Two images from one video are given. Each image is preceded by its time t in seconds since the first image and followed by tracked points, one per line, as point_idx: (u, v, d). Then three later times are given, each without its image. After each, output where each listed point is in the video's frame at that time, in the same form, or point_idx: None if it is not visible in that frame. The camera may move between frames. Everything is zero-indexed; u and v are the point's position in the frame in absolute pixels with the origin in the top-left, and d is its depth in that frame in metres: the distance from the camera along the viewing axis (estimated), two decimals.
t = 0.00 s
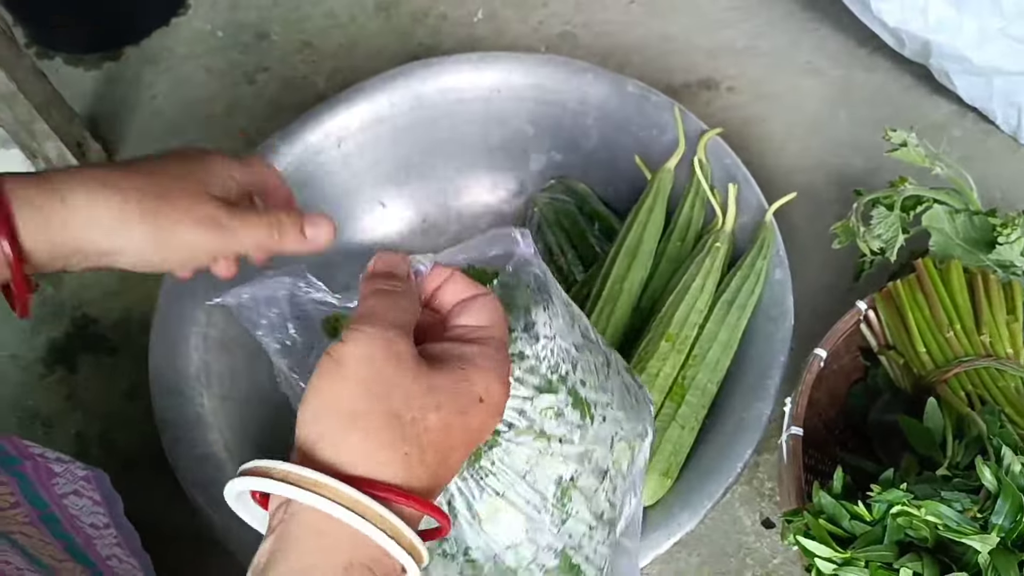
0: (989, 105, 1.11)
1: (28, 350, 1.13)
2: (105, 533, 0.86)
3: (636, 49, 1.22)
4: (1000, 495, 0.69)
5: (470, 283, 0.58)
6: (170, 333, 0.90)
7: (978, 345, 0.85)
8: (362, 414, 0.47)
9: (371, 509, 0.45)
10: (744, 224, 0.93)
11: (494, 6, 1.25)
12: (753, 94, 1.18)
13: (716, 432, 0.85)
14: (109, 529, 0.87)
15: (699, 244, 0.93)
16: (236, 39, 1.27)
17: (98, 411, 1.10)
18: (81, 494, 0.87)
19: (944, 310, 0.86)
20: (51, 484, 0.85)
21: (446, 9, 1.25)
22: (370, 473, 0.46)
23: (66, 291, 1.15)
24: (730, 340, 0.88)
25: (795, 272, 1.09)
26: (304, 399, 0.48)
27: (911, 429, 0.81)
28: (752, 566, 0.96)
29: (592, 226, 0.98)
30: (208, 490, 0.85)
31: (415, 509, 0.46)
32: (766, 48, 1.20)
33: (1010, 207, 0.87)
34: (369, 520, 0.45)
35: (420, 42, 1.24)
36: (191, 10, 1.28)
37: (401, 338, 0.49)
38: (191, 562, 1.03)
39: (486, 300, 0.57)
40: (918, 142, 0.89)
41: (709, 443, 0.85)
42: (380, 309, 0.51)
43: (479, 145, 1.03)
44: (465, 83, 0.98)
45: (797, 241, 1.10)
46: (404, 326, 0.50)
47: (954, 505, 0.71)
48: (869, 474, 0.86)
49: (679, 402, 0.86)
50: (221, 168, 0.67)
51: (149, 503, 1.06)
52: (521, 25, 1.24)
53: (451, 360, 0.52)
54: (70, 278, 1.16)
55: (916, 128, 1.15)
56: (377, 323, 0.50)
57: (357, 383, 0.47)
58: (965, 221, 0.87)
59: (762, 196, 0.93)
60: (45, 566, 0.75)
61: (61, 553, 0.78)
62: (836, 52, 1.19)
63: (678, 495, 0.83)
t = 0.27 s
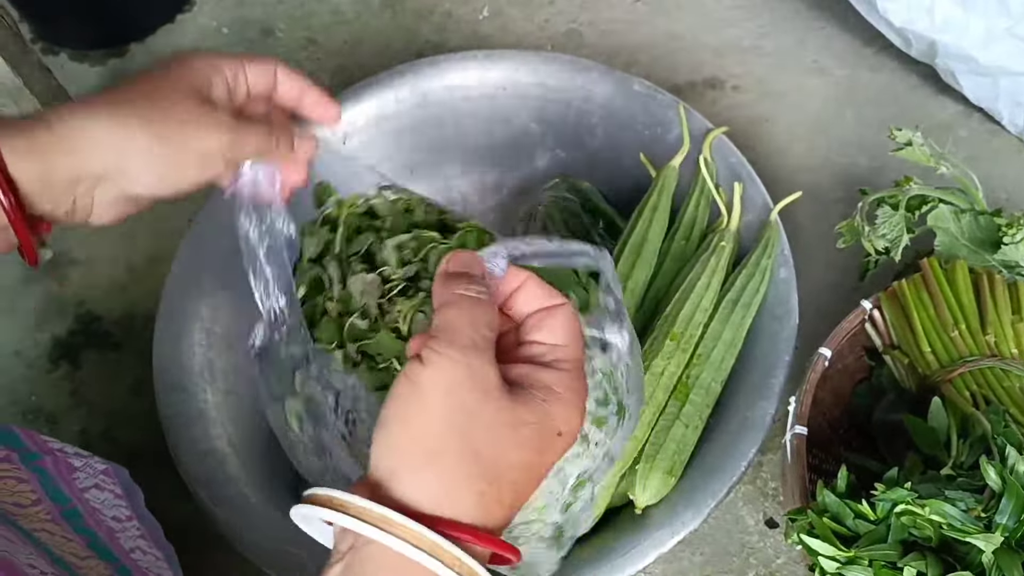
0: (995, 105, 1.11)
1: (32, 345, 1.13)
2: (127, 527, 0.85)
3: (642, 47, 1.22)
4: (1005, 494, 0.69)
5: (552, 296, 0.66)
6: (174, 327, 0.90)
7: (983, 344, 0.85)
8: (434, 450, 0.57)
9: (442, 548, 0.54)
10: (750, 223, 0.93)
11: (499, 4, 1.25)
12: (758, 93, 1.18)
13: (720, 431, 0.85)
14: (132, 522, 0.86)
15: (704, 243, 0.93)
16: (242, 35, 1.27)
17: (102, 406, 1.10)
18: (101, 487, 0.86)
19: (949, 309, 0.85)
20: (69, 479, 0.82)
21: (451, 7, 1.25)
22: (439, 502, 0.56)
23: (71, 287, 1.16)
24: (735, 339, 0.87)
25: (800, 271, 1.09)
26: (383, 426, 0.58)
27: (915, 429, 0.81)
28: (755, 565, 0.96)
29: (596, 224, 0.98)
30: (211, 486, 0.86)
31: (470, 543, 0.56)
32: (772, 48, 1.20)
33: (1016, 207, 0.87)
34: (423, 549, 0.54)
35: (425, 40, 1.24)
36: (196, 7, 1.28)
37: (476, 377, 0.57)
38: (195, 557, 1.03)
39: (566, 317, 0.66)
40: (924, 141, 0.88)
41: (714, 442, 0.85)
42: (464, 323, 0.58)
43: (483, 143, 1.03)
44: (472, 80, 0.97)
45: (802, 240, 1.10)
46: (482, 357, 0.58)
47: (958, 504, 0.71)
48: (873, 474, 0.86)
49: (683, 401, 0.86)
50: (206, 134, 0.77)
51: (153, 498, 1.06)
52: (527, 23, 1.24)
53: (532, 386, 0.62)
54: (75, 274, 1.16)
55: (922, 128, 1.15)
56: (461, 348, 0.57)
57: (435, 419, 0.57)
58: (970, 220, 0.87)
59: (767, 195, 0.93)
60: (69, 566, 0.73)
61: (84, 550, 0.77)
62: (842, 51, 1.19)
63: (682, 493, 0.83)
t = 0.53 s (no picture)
0: (1000, 103, 1.11)
1: (35, 340, 1.13)
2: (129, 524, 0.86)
3: (646, 44, 1.21)
4: (1009, 491, 0.68)
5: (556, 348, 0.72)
6: (177, 321, 0.90)
7: (987, 342, 0.84)
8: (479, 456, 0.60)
9: (516, 549, 0.56)
10: (754, 220, 0.92)
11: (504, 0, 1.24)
12: (763, 90, 1.18)
13: (722, 428, 0.85)
14: (134, 519, 0.87)
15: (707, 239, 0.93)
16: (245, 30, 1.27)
17: (105, 400, 1.10)
18: (105, 484, 0.86)
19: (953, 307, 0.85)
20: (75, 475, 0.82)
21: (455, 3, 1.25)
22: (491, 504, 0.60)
23: (74, 281, 1.15)
24: (738, 335, 0.87)
25: (803, 269, 1.08)
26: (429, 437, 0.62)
27: (918, 426, 0.80)
28: (757, 563, 0.96)
29: (600, 222, 0.98)
30: (212, 480, 0.85)
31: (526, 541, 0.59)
32: (776, 45, 1.20)
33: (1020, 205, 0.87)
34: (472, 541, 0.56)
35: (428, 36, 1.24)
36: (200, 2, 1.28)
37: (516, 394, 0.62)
38: (196, 552, 1.03)
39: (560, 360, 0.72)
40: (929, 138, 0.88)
41: (716, 438, 0.84)
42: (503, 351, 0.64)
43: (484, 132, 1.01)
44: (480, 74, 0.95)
45: (806, 237, 1.10)
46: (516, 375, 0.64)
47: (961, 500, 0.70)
48: (876, 471, 0.86)
49: (685, 397, 0.86)
50: None
51: (155, 493, 1.06)
52: (531, 19, 1.23)
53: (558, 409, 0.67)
54: (78, 268, 1.16)
55: (927, 126, 1.14)
56: (502, 368, 0.63)
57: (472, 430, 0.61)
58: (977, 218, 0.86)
59: (771, 192, 0.93)
60: (73, 561, 0.72)
61: (87, 545, 0.76)
62: (847, 49, 1.19)
63: (684, 489, 0.82)
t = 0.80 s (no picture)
0: (1001, 107, 1.11)
1: (36, 337, 1.13)
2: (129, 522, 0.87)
3: (647, 45, 1.21)
4: (1005, 495, 0.69)
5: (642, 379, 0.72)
6: (177, 318, 0.90)
7: (986, 345, 0.84)
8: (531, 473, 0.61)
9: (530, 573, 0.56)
10: (754, 222, 0.93)
11: None
12: (764, 92, 1.18)
13: (720, 430, 0.85)
14: (133, 518, 0.88)
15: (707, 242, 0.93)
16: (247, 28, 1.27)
17: (105, 398, 1.10)
18: (104, 483, 0.86)
19: (952, 310, 0.85)
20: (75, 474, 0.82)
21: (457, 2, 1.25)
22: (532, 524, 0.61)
23: (75, 279, 1.16)
24: (737, 337, 0.87)
25: (803, 270, 1.09)
26: (487, 445, 0.63)
27: (917, 430, 0.81)
28: (755, 564, 0.96)
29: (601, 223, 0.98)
30: (210, 477, 0.86)
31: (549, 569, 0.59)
32: (778, 47, 1.20)
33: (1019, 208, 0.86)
34: (510, 555, 0.56)
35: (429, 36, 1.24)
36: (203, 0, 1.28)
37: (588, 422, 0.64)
38: (196, 550, 1.04)
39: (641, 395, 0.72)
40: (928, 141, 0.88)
41: (714, 440, 0.85)
42: (585, 378, 0.66)
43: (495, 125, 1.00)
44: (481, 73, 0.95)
45: (806, 239, 1.10)
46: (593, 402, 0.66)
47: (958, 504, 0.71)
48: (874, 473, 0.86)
49: (684, 399, 0.87)
50: None
51: (155, 491, 1.06)
52: (533, 19, 1.24)
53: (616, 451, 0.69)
54: (79, 266, 1.16)
55: (927, 129, 1.14)
56: (580, 393, 0.65)
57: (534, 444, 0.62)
58: (975, 221, 0.86)
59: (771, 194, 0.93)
60: (75, 559, 0.73)
61: (87, 545, 0.77)
62: (848, 51, 1.19)
63: (683, 490, 0.83)
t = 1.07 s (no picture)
0: (1002, 111, 1.11)
1: (40, 338, 1.14)
2: (130, 522, 0.87)
3: (650, 47, 1.22)
4: (1005, 499, 0.69)
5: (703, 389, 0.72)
6: (181, 320, 0.91)
7: (986, 349, 0.85)
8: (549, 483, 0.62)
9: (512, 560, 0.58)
10: (755, 226, 0.93)
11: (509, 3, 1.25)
12: (766, 95, 1.18)
13: (721, 434, 0.85)
14: (133, 519, 0.89)
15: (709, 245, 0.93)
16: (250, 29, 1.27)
17: (108, 399, 1.11)
18: (105, 484, 0.87)
19: (952, 314, 0.85)
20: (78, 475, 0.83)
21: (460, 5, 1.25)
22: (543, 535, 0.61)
23: (79, 280, 1.16)
24: (739, 341, 0.88)
25: (804, 274, 1.09)
26: (508, 451, 0.64)
27: (918, 434, 0.81)
28: (756, 567, 0.97)
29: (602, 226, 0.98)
30: (214, 479, 0.86)
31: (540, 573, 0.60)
32: (780, 50, 1.20)
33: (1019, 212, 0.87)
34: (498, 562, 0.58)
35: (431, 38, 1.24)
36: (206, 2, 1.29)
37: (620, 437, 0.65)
38: (199, 551, 1.04)
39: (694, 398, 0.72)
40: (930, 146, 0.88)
41: (716, 444, 0.85)
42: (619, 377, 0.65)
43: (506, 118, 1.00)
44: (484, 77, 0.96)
45: (808, 243, 1.10)
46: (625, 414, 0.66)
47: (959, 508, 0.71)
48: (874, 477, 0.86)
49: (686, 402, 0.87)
50: None
51: (158, 491, 1.06)
52: (534, 22, 1.23)
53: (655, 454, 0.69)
54: (83, 267, 1.17)
55: (928, 133, 1.15)
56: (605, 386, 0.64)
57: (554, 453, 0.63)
58: (976, 226, 0.86)
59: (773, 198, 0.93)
60: (78, 556, 0.73)
61: (90, 542, 0.77)
62: (850, 55, 1.19)
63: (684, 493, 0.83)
